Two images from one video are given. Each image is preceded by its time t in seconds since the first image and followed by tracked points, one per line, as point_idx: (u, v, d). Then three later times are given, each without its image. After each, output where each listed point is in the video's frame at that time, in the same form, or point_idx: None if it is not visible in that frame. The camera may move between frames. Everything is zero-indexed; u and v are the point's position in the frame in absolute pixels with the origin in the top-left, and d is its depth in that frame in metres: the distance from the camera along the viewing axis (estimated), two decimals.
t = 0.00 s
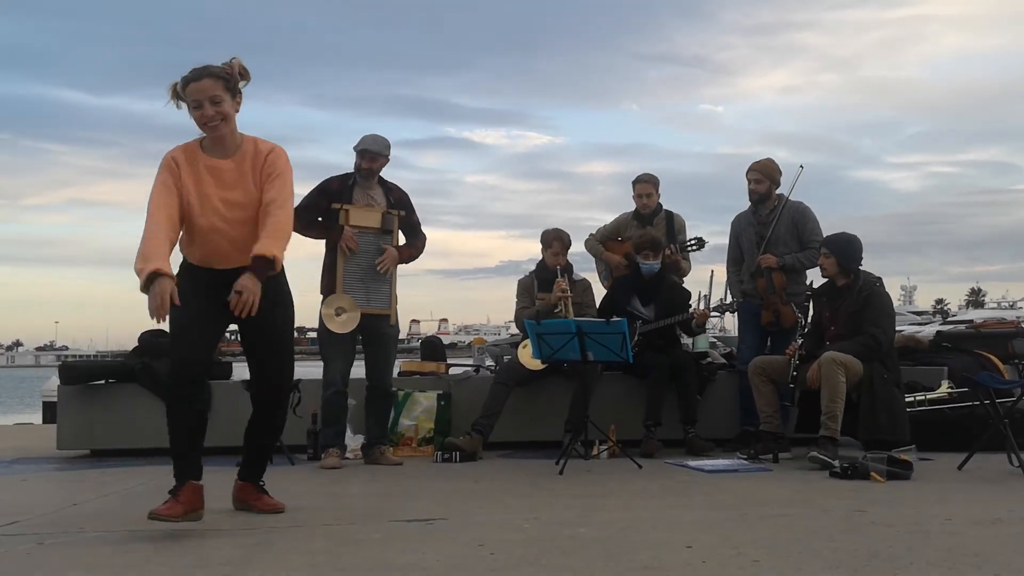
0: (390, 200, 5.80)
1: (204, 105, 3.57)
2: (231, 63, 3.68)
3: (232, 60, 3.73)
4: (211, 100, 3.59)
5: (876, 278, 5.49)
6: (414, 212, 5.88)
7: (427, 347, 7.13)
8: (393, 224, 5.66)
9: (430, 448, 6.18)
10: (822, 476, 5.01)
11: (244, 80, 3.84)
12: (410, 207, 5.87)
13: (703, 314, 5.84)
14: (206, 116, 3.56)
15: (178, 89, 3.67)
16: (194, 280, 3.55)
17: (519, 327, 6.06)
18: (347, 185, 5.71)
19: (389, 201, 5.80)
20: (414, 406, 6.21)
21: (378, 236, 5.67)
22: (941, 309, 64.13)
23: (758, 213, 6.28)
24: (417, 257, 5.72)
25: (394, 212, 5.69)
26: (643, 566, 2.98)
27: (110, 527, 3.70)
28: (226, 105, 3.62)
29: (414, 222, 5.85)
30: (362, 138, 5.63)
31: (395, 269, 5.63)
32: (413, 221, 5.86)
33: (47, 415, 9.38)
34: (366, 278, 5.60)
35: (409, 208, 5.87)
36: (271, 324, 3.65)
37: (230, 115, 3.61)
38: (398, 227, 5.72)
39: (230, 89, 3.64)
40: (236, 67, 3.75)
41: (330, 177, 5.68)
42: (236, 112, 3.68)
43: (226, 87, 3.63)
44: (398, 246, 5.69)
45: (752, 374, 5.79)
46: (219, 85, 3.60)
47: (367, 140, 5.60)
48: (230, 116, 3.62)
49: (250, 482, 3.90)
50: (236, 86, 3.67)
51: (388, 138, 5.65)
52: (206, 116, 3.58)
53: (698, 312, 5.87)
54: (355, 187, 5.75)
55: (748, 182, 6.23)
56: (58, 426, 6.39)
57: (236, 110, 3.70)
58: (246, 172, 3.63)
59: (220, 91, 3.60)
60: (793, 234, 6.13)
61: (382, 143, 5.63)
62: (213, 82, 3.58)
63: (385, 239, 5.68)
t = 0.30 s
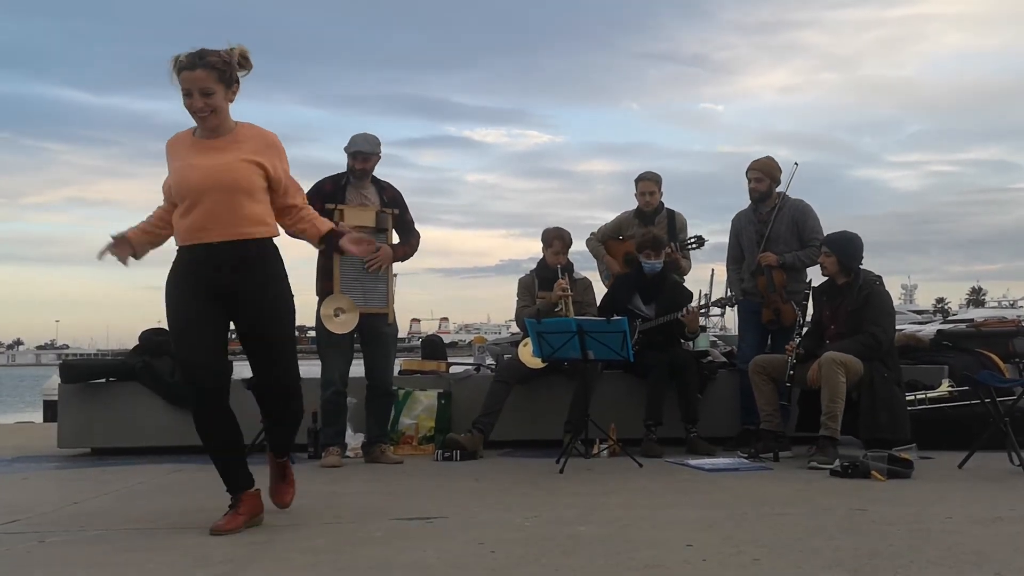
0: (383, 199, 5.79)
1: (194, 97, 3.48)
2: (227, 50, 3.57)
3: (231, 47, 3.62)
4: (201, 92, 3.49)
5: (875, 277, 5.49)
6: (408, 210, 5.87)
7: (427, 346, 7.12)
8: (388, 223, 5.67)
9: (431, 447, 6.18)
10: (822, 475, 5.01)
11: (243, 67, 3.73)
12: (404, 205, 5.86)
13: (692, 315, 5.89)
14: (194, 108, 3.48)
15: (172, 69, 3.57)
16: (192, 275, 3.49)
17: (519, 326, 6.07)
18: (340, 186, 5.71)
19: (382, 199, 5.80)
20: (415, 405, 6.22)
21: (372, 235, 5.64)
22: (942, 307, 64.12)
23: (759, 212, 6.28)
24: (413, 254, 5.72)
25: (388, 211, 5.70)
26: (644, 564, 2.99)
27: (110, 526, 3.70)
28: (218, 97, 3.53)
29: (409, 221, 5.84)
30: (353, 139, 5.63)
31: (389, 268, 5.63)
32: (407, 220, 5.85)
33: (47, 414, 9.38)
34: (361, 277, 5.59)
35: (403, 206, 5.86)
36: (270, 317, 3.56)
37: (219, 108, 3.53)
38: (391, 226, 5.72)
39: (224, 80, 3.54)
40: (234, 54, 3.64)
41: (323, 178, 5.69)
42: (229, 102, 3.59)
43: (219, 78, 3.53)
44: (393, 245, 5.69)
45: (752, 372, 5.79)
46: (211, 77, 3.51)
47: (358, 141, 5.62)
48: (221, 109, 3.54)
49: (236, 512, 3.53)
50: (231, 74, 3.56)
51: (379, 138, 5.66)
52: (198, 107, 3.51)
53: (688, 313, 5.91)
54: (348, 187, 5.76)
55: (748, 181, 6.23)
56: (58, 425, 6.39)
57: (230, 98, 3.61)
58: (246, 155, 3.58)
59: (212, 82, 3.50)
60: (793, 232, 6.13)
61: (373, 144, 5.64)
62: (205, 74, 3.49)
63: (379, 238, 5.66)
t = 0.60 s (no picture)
0: (378, 196, 5.80)
1: (172, 62, 3.32)
2: (212, 17, 3.41)
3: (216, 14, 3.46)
4: (180, 58, 3.33)
5: (875, 275, 5.49)
6: (402, 207, 5.88)
7: (427, 344, 7.13)
8: (384, 220, 5.65)
9: (431, 445, 6.19)
10: (822, 473, 5.01)
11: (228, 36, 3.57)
12: (398, 202, 5.87)
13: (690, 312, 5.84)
14: (170, 74, 3.33)
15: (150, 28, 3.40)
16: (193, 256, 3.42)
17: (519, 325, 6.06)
18: (336, 185, 5.71)
19: (377, 197, 5.79)
20: (414, 403, 6.23)
21: (369, 233, 5.66)
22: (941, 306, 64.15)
23: (758, 210, 6.28)
24: (408, 251, 5.74)
25: (384, 208, 5.69)
26: (644, 562, 2.99)
27: (110, 524, 3.70)
28: (197, 65, 3.36)
29: (404, 217, 5.86)
30: (347, 137, 5.62)
31: (387, 264, 5.63)
32: (402, 216, 5.86)
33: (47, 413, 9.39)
34: (361, 275, 5.59)
35: (397, 203, 5.87)
36: (265, 300, 3.38)
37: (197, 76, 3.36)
38: (388, 223, 5.71)
39: (205, 49, 3.39)
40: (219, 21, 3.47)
41: (319, 178, 5.68)
42: (209, 72, 3.43)
43: (201, 46, 3.37)
44: (390, 242, 5.69)
45: (752, 370, 5.79)
46: (192, 44, 3.35)
47: (352, 138, 5.59)
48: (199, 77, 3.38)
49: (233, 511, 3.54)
50: (212, 41, 3.40)
51: (371, 134, 5.64)
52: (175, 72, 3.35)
53: (687, 310, 5.87)
54: (343, 186, 5.75)
55: (748, 179, 6.23)
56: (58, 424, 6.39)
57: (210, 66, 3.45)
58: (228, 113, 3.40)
59: (192, 50, 3.34)
60: (793, 230, 6.13)
61: (367, 140, 5.63)
62: (184, 40, 3.32)
63: (375, 235, 5.67)
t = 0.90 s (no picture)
0: (378, 193, 5.78)
1: (154, 83, 3.28)
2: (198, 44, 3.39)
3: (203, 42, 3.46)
4: (162, 80, 3.29)
5: (874, 273, 5.49)
6: (403, 204, 5.88)
7: (426, 342, 7.13)
8: (384, 217, 5.65)
9: (431, 443, 6.19)
10: (822, 471, 5.01)
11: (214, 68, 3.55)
12: (399, 200, 5.87)
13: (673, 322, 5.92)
14: (151, 96, 3.26)
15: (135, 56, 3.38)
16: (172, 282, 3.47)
17: (518, 323, 6.06)
18: (335, 181, 5.71)
19: (378, 194, 5.78)
20: (414, 401, 6.23)
21: (369, 230, 5.65)
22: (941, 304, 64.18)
23: (757, 208, 6.28)
24: (408, 249, 5.74)
25: (384, 205, 5.68)
26: (644, 559, 2.99)
27: (109, 522, 3.70)
28: (179, 88, 3.31)
29: (404, 215, 5.85)
30: (348, 133, 5.62)
31: (388, 262, 5.64)
32: (402, 214, 5.86)
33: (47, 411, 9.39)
34: (360, 273, 5.60)
35: (398, 200, 5.87)
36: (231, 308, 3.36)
37: (179, 100, 3.30)
38: (388, 220, 5.70)
39: (189, 73, 3.34)
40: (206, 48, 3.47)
41: (318, 174, 5.68)
42: (192, 97, 3.37)
43: (185, 69, 3.34)
44: (390, 239, 5.70)
45: (751, 369, 5.80)
46: (176, 65, 3.32)
47: (353, 135, 5.60)
48: (181, 101, 3.31)
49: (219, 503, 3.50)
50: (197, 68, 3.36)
51: (371, 131, 5.64)
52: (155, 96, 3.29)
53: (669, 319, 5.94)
54: (344, 183, 5.74)
55: (747, 178, 6.22)
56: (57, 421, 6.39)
57: (194, 94, 3.39)
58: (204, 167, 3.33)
59: (174, 71, 3.31)
60: (793, 229, 6.13)
61: (367, 138, 5.64)
62: (169, 61, 3.29)
63: (376, 232, 5.67)
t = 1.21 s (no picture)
0: (382, 193, 5.79)
1: (122, 51, 3.30)
2: (166, 6, 3.38)
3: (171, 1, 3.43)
4: (132, 46, 3.30)
5: (875, 272, 5.49)
6: (407, 204, 5.87)
7: (427, 341, 7.13)
8: (388, 217, 5.67)
9: (431, 442, 6.19)
10: (822, 470, 5.01)
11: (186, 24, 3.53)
12: (402, 200, 5.86)
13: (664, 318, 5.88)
14: (121, 63, 3.30)
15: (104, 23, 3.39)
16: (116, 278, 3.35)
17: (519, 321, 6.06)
18: (338, 180, 5.71)
19: (381, 194, 5.79)
20: (415, 400, 6.23)
21: (372, 229, 5.66)
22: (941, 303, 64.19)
23: (757, 207, 6.27)
24: (412, 250, 5.71)
25: (387, 205, 5.68)
26: (644, 558, 2.99)
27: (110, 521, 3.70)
28: (148, 54, 3.33)
29: (407, 215, 5.85)
30: (353, 133, 5.62)
31: (388, 262, 5.65)
32: (405, 214, 5.85)
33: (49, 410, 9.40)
34: (362, 271, 5.60)
35: (402, 200, 5.86)
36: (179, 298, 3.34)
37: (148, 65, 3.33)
38: (391, 220, 5.72)
39: (157, 36, 3.35)
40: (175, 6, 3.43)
41: (322, 173, 5.67)
42: (162, 61, 3.39)
43: (154, 33, 3.34)
44: (392, 239, 5.69)
45: (751, 368, 5.80)
46: (145, 31, 3.32)
47: (358, 135, 5.60)
48: (150, 65, 3.35)
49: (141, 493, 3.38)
50: (163, 31, 3.36)
51: (378, 133, 5.63)
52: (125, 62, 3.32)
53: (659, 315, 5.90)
54: (347, 182, 5.75)
55: (747, 176, 6.22)
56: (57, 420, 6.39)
57: (163, 57, 3.41)
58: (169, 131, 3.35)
59: (143, 37, 3.31)
60: (793, 227, 6.13)
61: (371, 138, 5.62)
62: (136, 27, 3.29)
63: (378, 231, 5.68)
